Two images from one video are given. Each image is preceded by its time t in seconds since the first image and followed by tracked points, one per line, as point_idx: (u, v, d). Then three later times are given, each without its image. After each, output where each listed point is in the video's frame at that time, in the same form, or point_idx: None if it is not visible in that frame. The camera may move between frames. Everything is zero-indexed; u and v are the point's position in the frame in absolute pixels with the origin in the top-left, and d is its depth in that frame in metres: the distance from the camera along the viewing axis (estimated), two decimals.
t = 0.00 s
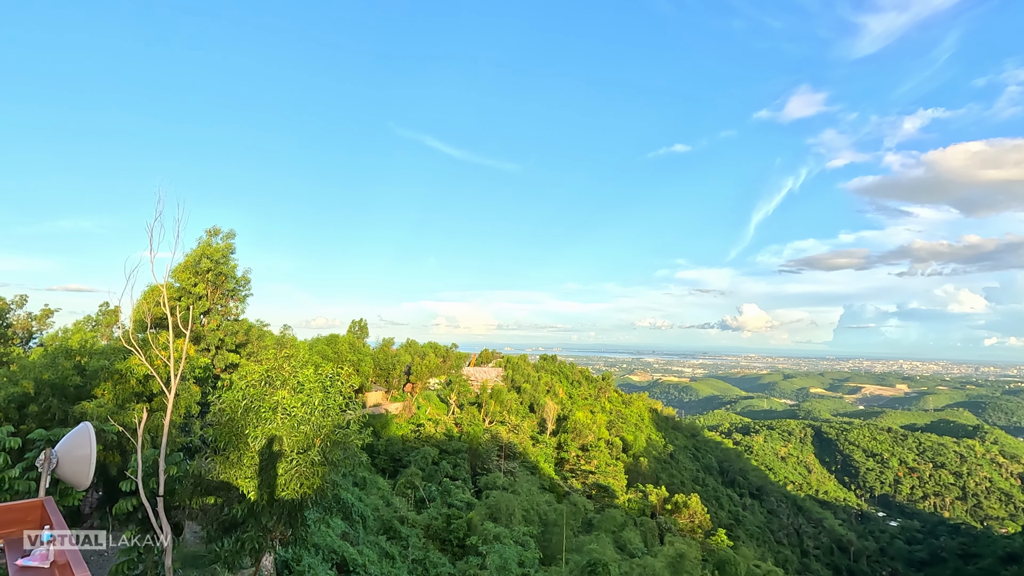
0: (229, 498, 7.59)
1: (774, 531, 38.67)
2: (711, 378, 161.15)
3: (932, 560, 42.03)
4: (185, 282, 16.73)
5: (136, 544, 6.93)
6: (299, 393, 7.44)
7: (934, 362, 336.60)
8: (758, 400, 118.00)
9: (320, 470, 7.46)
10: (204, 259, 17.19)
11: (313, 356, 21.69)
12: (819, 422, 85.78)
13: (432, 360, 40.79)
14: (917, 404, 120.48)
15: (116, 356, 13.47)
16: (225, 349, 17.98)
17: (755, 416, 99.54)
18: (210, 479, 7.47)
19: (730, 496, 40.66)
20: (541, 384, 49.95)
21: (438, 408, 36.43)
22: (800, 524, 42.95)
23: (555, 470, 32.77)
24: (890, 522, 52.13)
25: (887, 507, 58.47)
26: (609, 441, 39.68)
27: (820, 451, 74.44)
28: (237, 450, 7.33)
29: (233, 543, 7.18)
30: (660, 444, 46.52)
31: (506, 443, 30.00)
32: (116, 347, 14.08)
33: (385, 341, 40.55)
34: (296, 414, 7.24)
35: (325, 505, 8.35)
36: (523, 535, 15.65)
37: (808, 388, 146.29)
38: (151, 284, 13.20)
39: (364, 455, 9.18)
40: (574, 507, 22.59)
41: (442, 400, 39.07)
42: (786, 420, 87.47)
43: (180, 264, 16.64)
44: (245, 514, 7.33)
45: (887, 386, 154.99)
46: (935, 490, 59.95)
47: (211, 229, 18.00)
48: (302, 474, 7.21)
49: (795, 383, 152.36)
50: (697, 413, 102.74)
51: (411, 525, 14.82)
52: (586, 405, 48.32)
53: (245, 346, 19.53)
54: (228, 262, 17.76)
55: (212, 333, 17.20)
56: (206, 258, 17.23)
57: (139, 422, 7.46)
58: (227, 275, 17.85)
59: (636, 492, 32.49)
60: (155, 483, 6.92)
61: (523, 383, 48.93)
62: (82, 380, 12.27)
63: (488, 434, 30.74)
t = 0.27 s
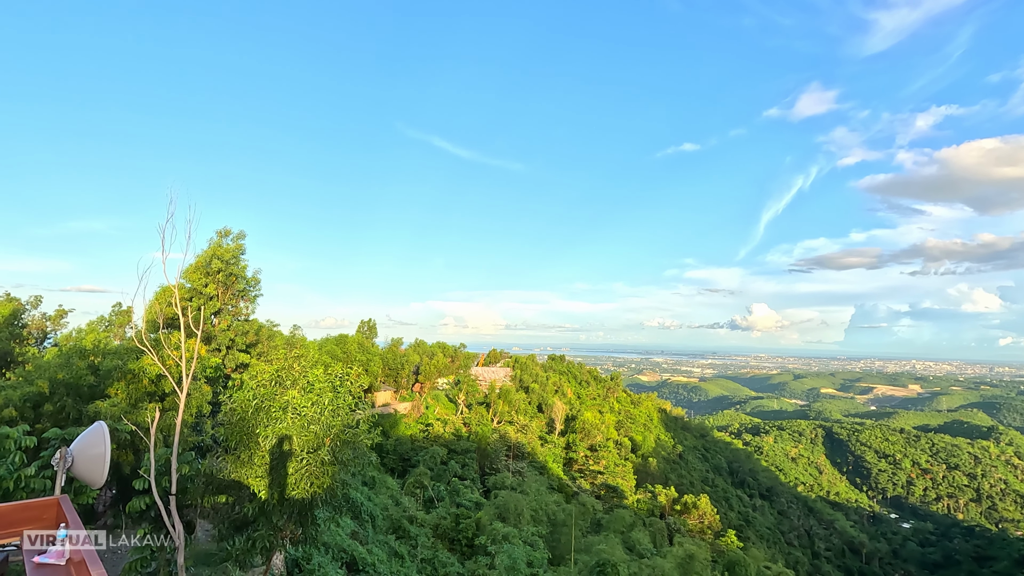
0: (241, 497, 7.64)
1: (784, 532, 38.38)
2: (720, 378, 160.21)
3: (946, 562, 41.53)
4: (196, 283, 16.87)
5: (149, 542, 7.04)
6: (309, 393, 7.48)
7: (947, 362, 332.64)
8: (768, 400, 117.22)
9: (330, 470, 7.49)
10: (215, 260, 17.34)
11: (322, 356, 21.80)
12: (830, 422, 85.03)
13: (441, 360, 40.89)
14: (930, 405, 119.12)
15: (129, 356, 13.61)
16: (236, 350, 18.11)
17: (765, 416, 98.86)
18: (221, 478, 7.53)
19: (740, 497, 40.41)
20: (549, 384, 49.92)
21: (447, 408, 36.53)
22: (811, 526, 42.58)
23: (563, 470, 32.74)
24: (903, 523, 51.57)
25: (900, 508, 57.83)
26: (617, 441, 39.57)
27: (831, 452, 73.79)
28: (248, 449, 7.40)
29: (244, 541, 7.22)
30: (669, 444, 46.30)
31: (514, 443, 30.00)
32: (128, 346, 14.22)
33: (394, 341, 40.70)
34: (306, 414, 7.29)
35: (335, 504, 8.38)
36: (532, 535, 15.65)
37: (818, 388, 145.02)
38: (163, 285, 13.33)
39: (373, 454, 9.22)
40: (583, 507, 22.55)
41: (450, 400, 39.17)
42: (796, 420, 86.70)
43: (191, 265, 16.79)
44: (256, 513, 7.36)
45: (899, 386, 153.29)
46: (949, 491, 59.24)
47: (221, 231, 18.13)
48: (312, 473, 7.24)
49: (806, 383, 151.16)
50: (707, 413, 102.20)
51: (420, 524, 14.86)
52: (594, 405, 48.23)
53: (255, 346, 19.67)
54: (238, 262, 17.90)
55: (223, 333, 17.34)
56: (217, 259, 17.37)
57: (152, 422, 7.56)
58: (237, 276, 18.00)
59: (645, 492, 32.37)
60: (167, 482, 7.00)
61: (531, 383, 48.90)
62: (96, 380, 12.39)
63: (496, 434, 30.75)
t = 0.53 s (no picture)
0: (252, 497, 7.66)
1: (796, 534, 38.06)
2: (731, 378, 159.20)
3: (961, 566, 40.97)
4: (208, 284, 17.03)
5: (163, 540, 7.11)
6: (320, 393, 7.52)
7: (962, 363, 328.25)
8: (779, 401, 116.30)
9: (341, 470, 7.51)
10: (226, 261, 17.49)
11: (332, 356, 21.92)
12: (842, 423, 84.18)
13: (450, 361, 40.99)
14: (944, 406, 117.62)
15: (142, 356, 13.76)
16: (247, 350, 18.27)
17: (776, 417, 98.08)
18: (233, 478, 7.59)
19: (751, 498, 40.13)
20: (558, 385, 49.85)
21: (456, 408, 36.65)
22: (823, 528, 42.18)
23: (572, 471, 32.69)
24: (917, 526, 50.95)
25: (914, 511, 57.12)
26: (627, 442, 39.45)
27: (843, 453, 73.05)
28: (260, 449, 7.46)
29: (256, 540, 7.24)
30: (679, 445, 46.08)
31: (523, 443, 29.99)
32: (142, 347, 14.37)
33: (403, 342, 40.85)
34: (316, 414, 7.32)
35: (345, 504, 8.39)
36: (541, 536, 15.64)
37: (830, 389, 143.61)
38: (175, 286, 13.45)
39: (383, 454, 9.24)
40: (592, 508, 22.51)
41: (459, 400, 39.27)
42: (808, 421, 85.95)
43: (203, 266, 16.95)
44: (267, 512, 7.38)
45: (913, 387, 151.41)
46: (964, 494, 58.44)
47: (232, 232, 18.28)
48: (323, 473, 7.26)
49: (817, 383, 149.81)
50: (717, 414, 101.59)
51: (430, 524, 14.90)
52: (604, 405, 48.12)
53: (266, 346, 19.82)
54: (249, 263, 18.05)
55: (234, 334, 17.50)
56: (228, 260, 17.53)
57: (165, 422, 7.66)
58: (248, 277, 18.14)
59: (655, 493, 32.24)
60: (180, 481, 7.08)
61: (540, 384, 48.88)
62: (110, 380, 12.55)
63: (505, 434, 30.74)
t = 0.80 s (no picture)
0: (263, 496, 7.72)
1: (809, 537, 37.69)
2: (742, 379, 158.08)
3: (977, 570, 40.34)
4: (220, 284, 17.22)
5: (177, 539, 7.22)
6: (330, 393, 7.57)
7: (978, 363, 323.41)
8: (790, 402, 115.29)
9: (352, 469, 7.55)
10: (238, 262, 17.66)
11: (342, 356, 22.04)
12: (856, 425, 83.25)
13: (459, 361, 41.08)
14: (960, 407, 115.95)
15: (156, 356, 13.93)
16: (259, 350, 18.44)
17: (788, 418, 97.23)
18: (244, 477, 7.66)
19: (762, 500, 39.84)
20: (567, 385, 49.78)
21: (465, 408, 36.77)
22: (837, 530, 41.72)
23: (582, 472, 32.64)
24: (932, 529, 50.28)
25: (929, 513, 56.35)
26: (636, 443, 39.33)
27: (856, 454, 72.25)
28: (270, 448, 7.49)
29: (267, 539, 7.32)
30: (689, 446, 45.81)
31: (533, 444, 29.97)
32: (156, 347, 14.54)
33: (413, 342, 41.00)
34: (327, 413, 7.36)
35: (355, 503, 8.43)
36: (551, 537, 15.61)
37: (843, 390, 142.12)
38: (189, 286, 13.59)
39: (393, 454, 9.27)
40: (602, 509, 22.46)
41: (469, 400, 39.38)
42: (820, 422, 85.06)
43: (215, 267, 17.14)
44: (279, 511, 7.46)
45: (928, 388, 149.38)
46: (980, 497, 57.56)
47: (243, 234, 18.45)
48: (333, 473, 7.30)
49: (830, 384, 148.29)
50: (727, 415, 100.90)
51: (440, 524, 14.95)
52: (613, 406, 47.97)
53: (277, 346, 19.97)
54: (261, 264, 18.20)
55: (246, 334, 17.67)
56: (240, 261, 17.70)
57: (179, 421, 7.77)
58: (260, 277, 18.30)
59: (665, 494, 32.07)
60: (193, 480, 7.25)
61: (549, 384, 48.85)
62: (125, 380, 12.73)
63: (514, 434, 30.74)
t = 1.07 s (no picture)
0: (276, 496, 7.77)
1: (823, 540, 37.27)
2: (754, 381, 156.72)
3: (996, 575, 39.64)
4: (233, 286, 17.39)
5: (191, 538, 7.31)
6: (342, 394, 7.61)
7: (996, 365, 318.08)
8: (804, 403, 114.09)
9: (363, 469, 7.59)
10: (251, 264, 17.81)
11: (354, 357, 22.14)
12: (871, 427, 82.18)
13: (470, 362, 41.15)
14: (978, 409, 114.04)
15: (171, 357, 14.09)
16: (271, 351, 18.60)
17: (801, 420, 96.25)
18: (257, 477, 7.73)
19: (775, 503, 39.44)
20: (578, 386, 49.66)
21: (476, 409, 36.82)
22: (851, 534, 41.21)
23: (593, 473, 32.55)
24: (949, 533, 49.51)
25: (946, 517, 55.47)
26: (647, 444, 39.14)
27: (871, 456, 71.32)
28: (283, 448, 7.55)
29: (280, 538, 7.37)
30: (701, 447, 45.50)
31: (543, 445, 29.95)
32: (170, 348, 14.71)
33: (423, 343, 41.12)
34: (339, 414, 7.39)
35: (367, 503, 8.47)
36: (562, 538, 15.58)
37: (858, 391, 140.36)
38: (202, 288, 13.73)
39: (404, 455, 9.30)
40: (613, 510, 22.37)
41: (479, 401, 39.42)
42: (834, 424, 84.09)
43: (229, 268, 17.32)
44: (291, 511, 7.50)
45: (945, 390, 147.13)
46: (999, 501, 56.57)
47: (256, 235, 18.62)
48: (345, 473, 7.34)
49: (844, 386, 146.53)
50: (740, 416, 100.04)
51: (450, 525, 14.97)
52: (624, 407, 47.77)
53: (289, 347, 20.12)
54: (273, 266, 18.35)
55: (258, 335, 17.82)
56: (252, 262, 17.85)
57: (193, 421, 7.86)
58: (272, 279, 18.46)
59: (676, 496, 31.87)
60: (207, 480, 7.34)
61: (560, 385, 48.77)
62: (141, 380, 12.89)
63: (525, 435, 30.71)
